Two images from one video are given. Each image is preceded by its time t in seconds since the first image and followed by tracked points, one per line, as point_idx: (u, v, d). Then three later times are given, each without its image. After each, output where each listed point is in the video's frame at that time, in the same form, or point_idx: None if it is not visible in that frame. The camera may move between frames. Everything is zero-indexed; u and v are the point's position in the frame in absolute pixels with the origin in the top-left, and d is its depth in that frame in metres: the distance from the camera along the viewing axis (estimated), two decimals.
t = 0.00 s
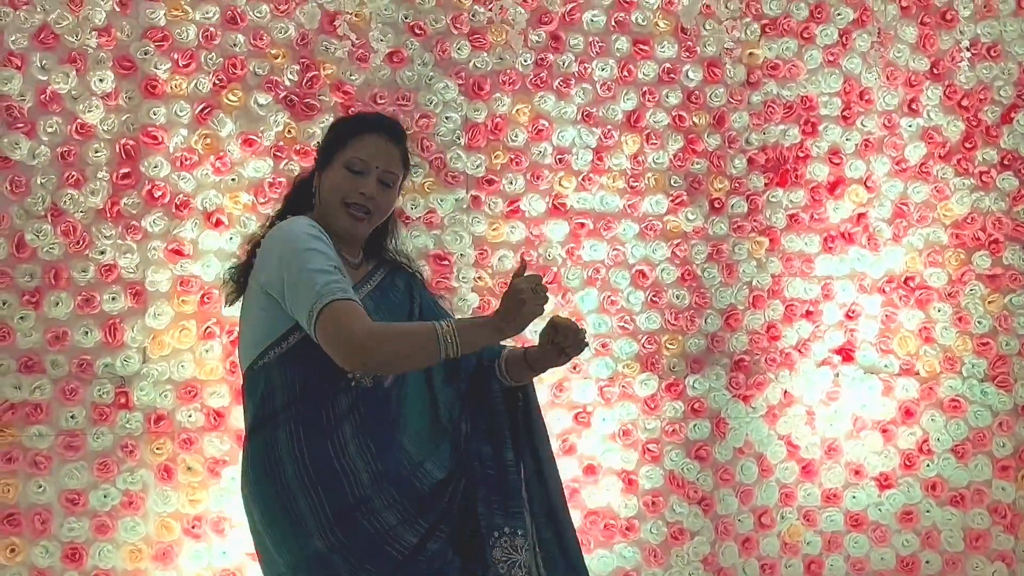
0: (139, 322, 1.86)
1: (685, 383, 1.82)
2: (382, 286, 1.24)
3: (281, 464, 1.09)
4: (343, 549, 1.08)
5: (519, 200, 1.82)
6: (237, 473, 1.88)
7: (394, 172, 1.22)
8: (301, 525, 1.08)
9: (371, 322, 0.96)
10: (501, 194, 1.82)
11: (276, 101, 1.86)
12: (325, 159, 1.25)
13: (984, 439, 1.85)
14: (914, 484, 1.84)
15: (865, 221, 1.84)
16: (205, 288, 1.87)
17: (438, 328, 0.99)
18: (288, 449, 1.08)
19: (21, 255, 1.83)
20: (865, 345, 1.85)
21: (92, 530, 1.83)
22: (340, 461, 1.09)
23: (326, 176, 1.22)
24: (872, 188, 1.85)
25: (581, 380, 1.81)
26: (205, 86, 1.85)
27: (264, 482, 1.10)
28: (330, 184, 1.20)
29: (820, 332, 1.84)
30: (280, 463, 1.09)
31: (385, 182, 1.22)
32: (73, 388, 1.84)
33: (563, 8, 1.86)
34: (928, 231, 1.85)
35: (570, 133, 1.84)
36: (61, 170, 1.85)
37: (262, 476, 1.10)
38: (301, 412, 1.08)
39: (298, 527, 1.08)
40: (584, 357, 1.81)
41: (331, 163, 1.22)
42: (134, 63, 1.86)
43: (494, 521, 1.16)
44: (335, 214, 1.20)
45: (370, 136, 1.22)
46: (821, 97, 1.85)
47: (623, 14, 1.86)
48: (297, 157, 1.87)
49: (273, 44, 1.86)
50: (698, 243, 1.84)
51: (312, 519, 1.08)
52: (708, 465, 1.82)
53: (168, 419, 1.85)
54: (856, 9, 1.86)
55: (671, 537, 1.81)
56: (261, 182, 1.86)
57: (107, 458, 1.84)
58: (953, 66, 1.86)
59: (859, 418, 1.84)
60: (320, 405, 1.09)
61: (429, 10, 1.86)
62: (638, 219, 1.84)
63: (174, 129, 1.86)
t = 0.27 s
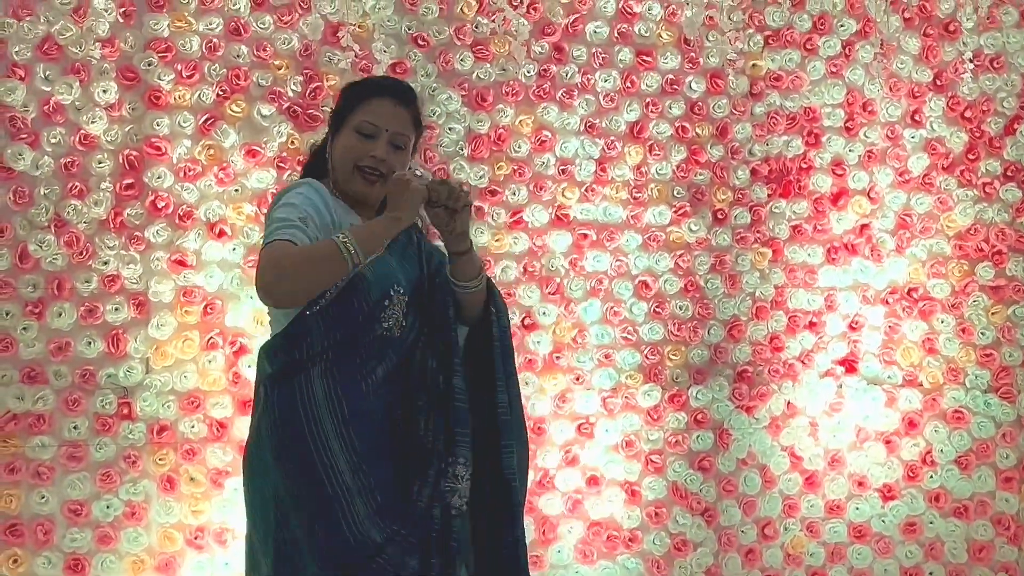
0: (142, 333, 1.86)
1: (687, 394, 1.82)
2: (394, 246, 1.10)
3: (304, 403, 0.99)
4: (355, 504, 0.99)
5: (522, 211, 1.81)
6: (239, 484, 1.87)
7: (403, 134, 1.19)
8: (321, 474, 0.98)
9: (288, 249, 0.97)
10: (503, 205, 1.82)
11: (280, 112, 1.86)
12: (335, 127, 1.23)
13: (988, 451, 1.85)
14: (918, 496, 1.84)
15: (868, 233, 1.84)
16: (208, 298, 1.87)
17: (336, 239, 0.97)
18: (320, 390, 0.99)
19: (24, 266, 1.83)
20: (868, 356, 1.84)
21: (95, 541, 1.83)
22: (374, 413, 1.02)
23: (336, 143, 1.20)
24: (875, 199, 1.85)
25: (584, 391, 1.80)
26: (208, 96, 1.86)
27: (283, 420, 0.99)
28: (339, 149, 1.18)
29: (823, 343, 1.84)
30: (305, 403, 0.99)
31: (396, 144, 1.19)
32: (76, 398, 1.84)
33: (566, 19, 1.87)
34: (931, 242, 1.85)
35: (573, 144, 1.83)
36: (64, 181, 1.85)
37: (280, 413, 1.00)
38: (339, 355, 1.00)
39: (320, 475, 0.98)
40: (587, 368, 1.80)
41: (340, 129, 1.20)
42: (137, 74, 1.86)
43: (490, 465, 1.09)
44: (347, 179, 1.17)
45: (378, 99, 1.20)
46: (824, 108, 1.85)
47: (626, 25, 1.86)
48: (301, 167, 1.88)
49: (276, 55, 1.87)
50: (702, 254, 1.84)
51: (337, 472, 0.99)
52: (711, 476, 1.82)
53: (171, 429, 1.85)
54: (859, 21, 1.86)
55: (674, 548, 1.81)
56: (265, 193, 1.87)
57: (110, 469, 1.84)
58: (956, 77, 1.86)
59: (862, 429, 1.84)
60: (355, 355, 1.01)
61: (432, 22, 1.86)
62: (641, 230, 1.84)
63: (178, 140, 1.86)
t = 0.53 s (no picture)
0: (144, 340, 1.86)
1: (690, 402, 1.82)
2: (404, 268, 1.19)
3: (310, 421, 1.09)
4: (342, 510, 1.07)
5: (524, 219, 1.81)
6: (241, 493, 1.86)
7: (403, 149, 1.26)
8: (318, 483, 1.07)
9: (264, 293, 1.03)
10: (506, 213, 1.81)
11: (282, 120, 1.87)
12: (336, 153, 1.29)
13: (990, 459, 1.85)
14: (920, 504, 1.84)
15: (871, 241, 1.84)
16: (211, 306, 1.87)
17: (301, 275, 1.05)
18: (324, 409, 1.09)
19: (27, 274, 1.83)
20: (871, 364, 1.84)
21: (97, 549, 1.83)
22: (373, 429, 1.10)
23: (339, 166, 1.26)
24: (878, 207, 1.84)
25: (586, 399, 1.80)
26: (212, 105, 1.86)
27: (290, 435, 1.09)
28: (345, 172, 1.24)
29: (826, 351, 1.84)
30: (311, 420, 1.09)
31: (396, 160, 1.26)
32: (79, 406, 1.84)
33: (568, 28, 1.87)
34: (933, 250, 1.85)
35: (575, 152, 1.83)
36: (67, 189, 1.85)
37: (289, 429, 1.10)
38: (345, 378, 1.09)
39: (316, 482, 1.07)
40: (589, 376, 1.80)
41: (342, 153, 1.27)
42: (140, 82, 1.86)
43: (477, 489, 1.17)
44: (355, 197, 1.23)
45: (374, 119, 1.27)
46: (827, 116, 1.85)
47: (628, 34, 1.87)
48: (303, 176, 1.88)
49: (279, 64, 1.87)
50: (704, 262, 1.83)
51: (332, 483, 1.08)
52: (713, 484, 1.82)
53: (173, 437, 1.85)
54: (862, 29, 1.86)
55: (676, 556, 1.81)
56: (267, 201, 1.87)
57: (112, 477, 1.84)
58: (958, 86, 1.86)
59: (864, 438, 1.84)
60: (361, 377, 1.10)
61: (435, 30, 1.86)
62: (643, 239, 1.84)
63: (181, 148, 1.87)
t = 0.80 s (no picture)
0: (147, 344, 1.86)
1: (692, 407, 1.82)
2: (397, 276, 1.19)
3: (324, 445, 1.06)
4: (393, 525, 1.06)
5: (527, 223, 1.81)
6: (243, 497, 1.86)
7: (395, 153, 1.22)
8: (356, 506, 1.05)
9: (355, 306, 0.99)
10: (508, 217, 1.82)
11: (285, 124, 1.87)
12: (326, 159, 1.25)
13: (993, 464, 1.85)
14: (922, 509, 1.84)
15: (873, 246, 1.84)
16: (213, 310, 1.87)
17: (404, 288, 1.01)
18: (334, 429, 1.06)
19: (29, 277, 1.84)
20: (873, 369, 1.84)
21: (99, 552, 1.83)
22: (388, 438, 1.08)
23: (329, 170, 1.22)
24: (880, 212, 1.84)
25: (588, 403, 1.80)
26: (214, 109, 1.86)
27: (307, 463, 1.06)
28: (335, 174, 1.20)
29: (828, 356, 1.84)
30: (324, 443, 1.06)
31: (390, 165, 1.22)
32: (81, 410, 1.84)
33: (571, 32, 1.87)
34: (936, 255, 1.85)
35: (578, 156, 1.83)
36: (70, 192, 1.85)
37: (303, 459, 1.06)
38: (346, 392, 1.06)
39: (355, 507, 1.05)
40: (591, 381, 1.80)
41: (332, 158, 1.23)
42: (143, 86, 1.87)
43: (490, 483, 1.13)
44: (344, 200, 1.18)
45: (366, 124, 1.23)
46: (829, 121, 1.85)
47: (631, 38, 1.86)
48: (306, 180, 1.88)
49: (282, 68, 1.87)
50: (706, 267, 1.83)
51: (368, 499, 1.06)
52: (715, 488, 1.82)
53: (175, 441, 1.85)
54: (864, 34, 1.86)
55: (678, 561, 1.81)
56: (270, 205, 1.88)
57: (115, 480, 1.84)
58: (961, 91, 1.86)
59: (867, 442, 1.84)
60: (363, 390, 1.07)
61: (437, 34, 1.86)
62: (645, 243, 1.84)
63: (184, 151, 1.87)
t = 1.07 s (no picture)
0: (150, 344, 1.86)
1: (695, 408, 1.82)
2: (383, 330, 1.14)
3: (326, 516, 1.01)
4: None
5: (529, 224, 1.82)
6: (246, 497, 1.87)
7: (388, 204, 1.18)
8: None
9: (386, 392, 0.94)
10: (511, 218, 1.82)
11: (288, 124, 1.86)
12: (314, 206, 1.19)
13: (995, 466, 1.85)
14: (925, 511, 1.84)
15: (876, 247, 1.84)
16: (216, 310, 1.87)
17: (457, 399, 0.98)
18: (317, 448, 1.02)
19: (32, 277, 1.84)
20: (876, 371, 1.84)
21: (102, 552, 1.83)
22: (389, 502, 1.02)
23: (319, 220, 1.16)
24: (883, 213, 1.84)
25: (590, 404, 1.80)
26: (217, 109, 1.86)
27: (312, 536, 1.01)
28: (326, 225, 1.15)
29: (830, 358, 1.84)
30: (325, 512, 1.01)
31: (380, 216, 1.17)
32: (83, 410, 1.84)
33: (574, 33, 1.87)
34: (938, 256, 1.85)
35: (581, 157, 1.84)
36: (73, 192, 1.85)
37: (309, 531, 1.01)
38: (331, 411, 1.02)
39: None
40: (594, 381, 1.80)
41: (322, 206, 1.17)
42: (147, 86, 1.87)
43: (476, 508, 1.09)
44: (336, 253, 1.13)
45: (359, 173, 1.18)
46: (832, 122, 1.85)
47: (634, 39, 1.87)
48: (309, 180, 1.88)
49: (285, 68, 1.87)
50: (709, 268, 1.83)
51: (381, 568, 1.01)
52: (718, 490, 1.82)
53: (177, 441, 1.85)
54: (868, 35, 1.86)
55: (681, 562, 1.81)
56: (273, 205, 1.87)
57: (117, 480, 1.84)
58: (964, 92, 1.86)
59: (869, 444, 1.84)
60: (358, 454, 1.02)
61: (440, 35, 1.86)
62: (648, 244, 1.84)
63: (187, 152, 1.87)
